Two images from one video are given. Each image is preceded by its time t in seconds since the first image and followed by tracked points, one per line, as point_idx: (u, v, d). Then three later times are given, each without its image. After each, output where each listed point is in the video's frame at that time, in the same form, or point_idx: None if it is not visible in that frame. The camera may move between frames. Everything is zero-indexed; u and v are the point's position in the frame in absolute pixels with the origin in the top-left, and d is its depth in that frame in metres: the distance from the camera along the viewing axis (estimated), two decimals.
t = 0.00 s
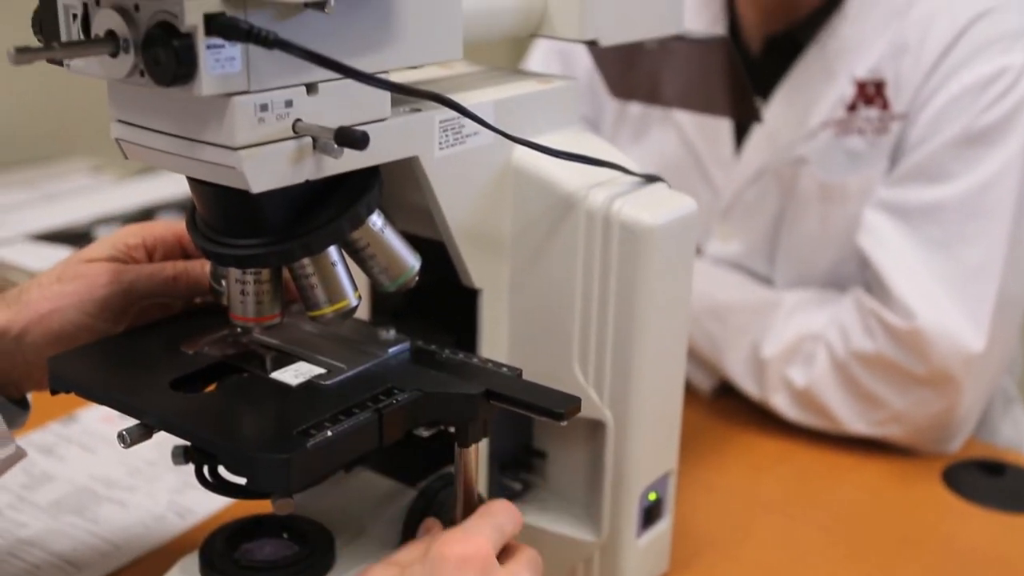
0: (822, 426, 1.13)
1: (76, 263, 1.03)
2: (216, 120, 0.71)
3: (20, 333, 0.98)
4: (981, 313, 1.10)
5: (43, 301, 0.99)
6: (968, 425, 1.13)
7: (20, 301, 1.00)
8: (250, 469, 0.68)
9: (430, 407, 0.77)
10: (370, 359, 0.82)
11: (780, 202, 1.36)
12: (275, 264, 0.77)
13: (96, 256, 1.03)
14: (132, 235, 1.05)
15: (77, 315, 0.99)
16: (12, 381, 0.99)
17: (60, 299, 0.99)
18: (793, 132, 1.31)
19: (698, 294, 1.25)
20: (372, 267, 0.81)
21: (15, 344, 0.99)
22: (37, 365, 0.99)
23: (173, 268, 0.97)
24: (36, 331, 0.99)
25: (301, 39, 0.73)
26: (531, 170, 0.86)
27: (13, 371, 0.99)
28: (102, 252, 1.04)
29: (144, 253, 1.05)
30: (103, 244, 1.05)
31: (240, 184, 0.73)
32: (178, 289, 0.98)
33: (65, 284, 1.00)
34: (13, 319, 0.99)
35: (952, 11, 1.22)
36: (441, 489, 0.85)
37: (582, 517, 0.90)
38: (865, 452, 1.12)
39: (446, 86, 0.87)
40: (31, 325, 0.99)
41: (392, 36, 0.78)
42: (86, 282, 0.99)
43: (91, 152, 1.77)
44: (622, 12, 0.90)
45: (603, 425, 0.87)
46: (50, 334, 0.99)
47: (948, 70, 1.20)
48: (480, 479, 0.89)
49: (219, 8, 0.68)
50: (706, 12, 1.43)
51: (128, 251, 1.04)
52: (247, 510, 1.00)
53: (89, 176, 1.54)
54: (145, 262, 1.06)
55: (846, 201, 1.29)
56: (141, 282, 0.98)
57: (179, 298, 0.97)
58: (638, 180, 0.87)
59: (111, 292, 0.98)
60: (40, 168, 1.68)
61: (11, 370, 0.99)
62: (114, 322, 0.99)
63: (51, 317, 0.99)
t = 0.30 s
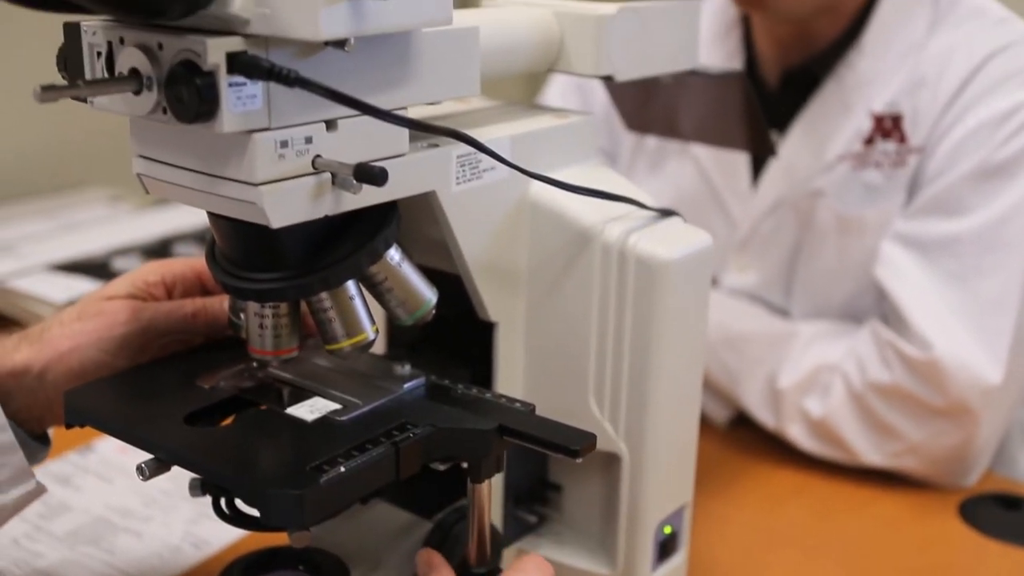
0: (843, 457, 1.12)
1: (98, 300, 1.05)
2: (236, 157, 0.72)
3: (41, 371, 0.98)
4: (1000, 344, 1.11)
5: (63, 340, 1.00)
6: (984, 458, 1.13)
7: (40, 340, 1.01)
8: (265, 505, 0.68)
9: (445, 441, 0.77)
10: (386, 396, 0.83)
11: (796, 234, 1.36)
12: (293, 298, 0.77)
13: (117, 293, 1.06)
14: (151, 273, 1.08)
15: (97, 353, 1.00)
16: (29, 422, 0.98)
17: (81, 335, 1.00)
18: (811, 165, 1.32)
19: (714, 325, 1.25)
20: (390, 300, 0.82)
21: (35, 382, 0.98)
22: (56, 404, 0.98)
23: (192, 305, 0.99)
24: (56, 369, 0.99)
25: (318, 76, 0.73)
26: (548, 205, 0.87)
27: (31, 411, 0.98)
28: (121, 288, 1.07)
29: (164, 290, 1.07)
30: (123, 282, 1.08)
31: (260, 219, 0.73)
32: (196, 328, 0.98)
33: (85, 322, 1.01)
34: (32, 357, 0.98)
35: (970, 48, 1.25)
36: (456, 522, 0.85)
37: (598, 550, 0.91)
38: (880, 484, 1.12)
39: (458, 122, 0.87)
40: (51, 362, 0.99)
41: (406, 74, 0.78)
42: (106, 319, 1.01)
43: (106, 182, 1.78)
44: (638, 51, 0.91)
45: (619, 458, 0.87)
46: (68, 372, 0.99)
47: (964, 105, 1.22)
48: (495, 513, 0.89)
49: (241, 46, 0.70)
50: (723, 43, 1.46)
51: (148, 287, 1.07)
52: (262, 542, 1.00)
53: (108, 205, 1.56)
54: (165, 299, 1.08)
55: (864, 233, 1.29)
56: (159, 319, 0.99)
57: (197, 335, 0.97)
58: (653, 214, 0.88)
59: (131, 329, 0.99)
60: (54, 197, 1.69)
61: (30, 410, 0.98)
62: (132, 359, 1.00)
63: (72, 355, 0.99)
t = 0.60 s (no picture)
0: (855, 491, 1.12)
1: (114, 337, 1.06)
2: (253, 194, 0.73)
3: (57, 408, 0.99)
4: (1013, 379, 1.11)
5: (80, 377, 1.01)
6: (995, 493, 1.13)
7: (55, 377, 1.02)
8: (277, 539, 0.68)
9: (459, 475, 0.78)
10: (403, 432, 0.83)
11: (807, 267, 1.37)
12: (307, 333, 0.78)
13: (133, 331, 1.07)
14: (167, 310, 1.09)
15: (112, 391, 1.00)
16: (43, 455, 1.00)
17: (96, 373, 1.00)
18: (822, 198, 1.32)
19: (726, 358, 1.25)
20: (403, 335, 0.82)
21: (51, 419, 0.99)
22: (71, 440, 1.00)
23: (207, 343, 1.00)
24: (72, 407, 0.99)
25: (334, 115, 0.74)
26: (561, 240, 0.87)
27: (46, 446, 1.00)
28: (137, 326, 1.08)
29: (179, 327, 1.09)
30: (138, 320, 1.09)
31: (276, 255, 0.74)
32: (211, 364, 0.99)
33: (100, 359, 1.02)
34: (50, 395, 0.99)
35: (979, 84, 1.26)
36: (469, 556, 0.85)
37: None
38: (892, 518, 1.12)
39: (468, 158, 0.88)
40: (68, 400, 0.99)
41: (420, 112, 0.79)
42: (122, 357, 1.01)
43: (118, 213, 1.80)
44: (650, 88, 0.92)
45: (630, 493, 0.87)
46: (85, 410, 0.99)
47: (973, 141, 1.24)
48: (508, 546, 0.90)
49: (258, 85, 0.70)
50: (734, 77, 1.48)
51: (163, 324, 1.08)
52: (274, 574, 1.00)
53: (122, 237, 1.57)
54: (180, 335, 1.09)
55: (875, 267, 1.30)
56: (175, 357, 0.99)
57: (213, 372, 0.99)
58: (665, 249, 0.88)
59: (147, 367, 1.00)
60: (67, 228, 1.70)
61: (46, 445, 0.99)
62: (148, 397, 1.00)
63: (88, 393, 1.00)
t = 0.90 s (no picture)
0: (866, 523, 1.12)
1: (123, 376, 1.06)
2: (267, 230, 0.73)
3: (74, 452, 0.99)
4: None
5: (93, 419, 1.01)
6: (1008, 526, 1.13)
7: (69, 421, 1.02)
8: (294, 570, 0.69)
9: (472, 505, 0.78)
10: (419, 464, 0.83)
11: (816, 299, 1.37)
12: (319, 366, 0.78)
13: (141, 368, 1.08)
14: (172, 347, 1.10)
15: (127, 430, 1.00)
16: (62, 501, 1.01)
17: (109, 414, 1.01)
18: (830, 230, 1.32)
19: (736, 391, 1.25)
20: (415, 368, 0.83)
21: (67, 463, 1.00)
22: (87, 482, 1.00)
23: (214, 372, 1.02)
24: (88, 449, 1.00)
25: (345, 151, 0.75)
26: (570, 274, 0.88)
27: (64, 490, 1.01)
28: (145, 364, 1.09)
29: (185, 362, 1.10)
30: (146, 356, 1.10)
31: (289, 290, 0.75)
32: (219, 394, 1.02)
33: (111, 399, 1.02)
34: (65, 439, 1.00)
35: (987, 117, 1.27)
36: None
37: None
38: (905, 551, 1.11)
39: (478, 193, 0.89)
40: (84, 444, 0.99)
41: (431, 148, 0.80)
42: (133, 395, 1.01)
43: (131, 244, 1.79)
44: (659, 124, 0.93)
45: (641, 526, 0.88)
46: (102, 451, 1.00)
47: (981, 175, 1.25)
48: None
49: (272, 122, 0.71)
50: (743, 111, 1.49)
51: (170, 361, 1.09)
52: None
53: (135, 267, 1.58)
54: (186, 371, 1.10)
55: (886, 300, 1.30)
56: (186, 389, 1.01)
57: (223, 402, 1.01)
58: (675, 282, 0.89)
59: (160, 403, 1.01)
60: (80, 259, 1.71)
61: (63, 488, 1.00)
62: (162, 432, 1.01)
63: (102, 434, 1.00)
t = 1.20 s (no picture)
0: (879, 553, 1.12)
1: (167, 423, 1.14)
2: (281, 261, 0.74)
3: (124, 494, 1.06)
4: None
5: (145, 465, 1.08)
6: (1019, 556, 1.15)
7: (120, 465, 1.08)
8: None
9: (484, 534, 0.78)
10: (432, 492, 0.84)
11: (827, 326, 1.37)
12: (332, 396, 0.79)
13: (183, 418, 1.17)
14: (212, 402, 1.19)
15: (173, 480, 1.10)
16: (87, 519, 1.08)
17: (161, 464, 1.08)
18: (841, 258, 1.32)
19: (747, 419, 1.25)
20: (426, 398, 0.84)
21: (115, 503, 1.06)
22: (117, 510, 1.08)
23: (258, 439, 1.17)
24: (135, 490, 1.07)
25: (357, 183, 0.75)
26: (581, 303, 0.88)
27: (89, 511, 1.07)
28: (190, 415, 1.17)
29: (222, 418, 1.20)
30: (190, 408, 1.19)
31: (302, 321, 0.75)
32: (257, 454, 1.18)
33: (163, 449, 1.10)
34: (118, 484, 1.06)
35: (996, 148, 1.29)
36: None
37: None
38: None
39: (487, 224, 0.89)
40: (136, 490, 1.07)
41: (442, 179, 0.81)
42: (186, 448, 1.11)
43: (142, 269, 1.79)
44: (669, 156, 0.93)
45: (653, 556, 0.88)
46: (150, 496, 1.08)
47: (991, 204, 1.26)
48: None
49: (287, 154, 0.72)
50: (754, 140, 1.49)
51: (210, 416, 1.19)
52: None
53: (146, 294, 1.59)
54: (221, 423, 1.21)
55: (897, 328, 1.31)
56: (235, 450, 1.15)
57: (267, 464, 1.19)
58: (685, 312, 0.89)
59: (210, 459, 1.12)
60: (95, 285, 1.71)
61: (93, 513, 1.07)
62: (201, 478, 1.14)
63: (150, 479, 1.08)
